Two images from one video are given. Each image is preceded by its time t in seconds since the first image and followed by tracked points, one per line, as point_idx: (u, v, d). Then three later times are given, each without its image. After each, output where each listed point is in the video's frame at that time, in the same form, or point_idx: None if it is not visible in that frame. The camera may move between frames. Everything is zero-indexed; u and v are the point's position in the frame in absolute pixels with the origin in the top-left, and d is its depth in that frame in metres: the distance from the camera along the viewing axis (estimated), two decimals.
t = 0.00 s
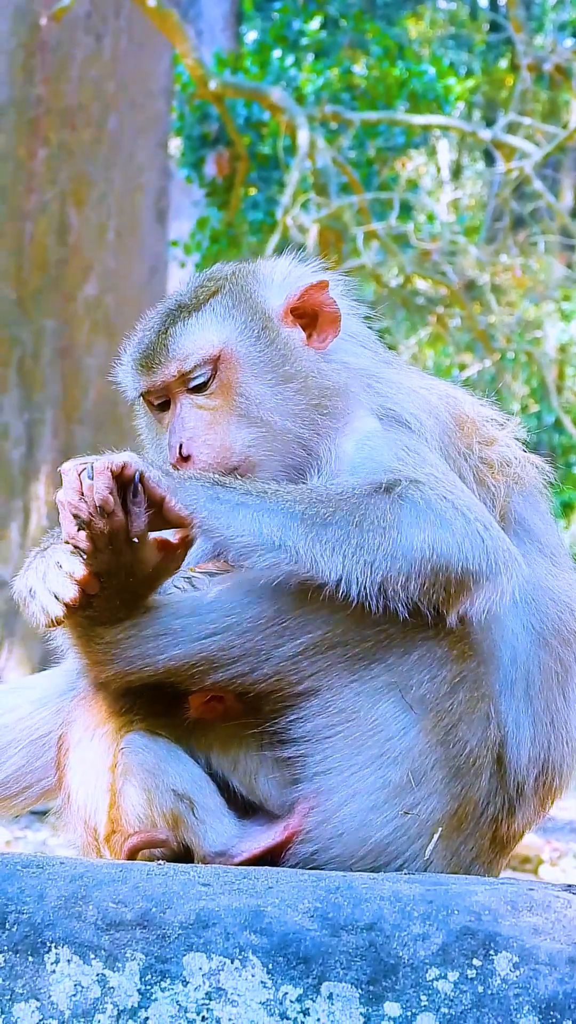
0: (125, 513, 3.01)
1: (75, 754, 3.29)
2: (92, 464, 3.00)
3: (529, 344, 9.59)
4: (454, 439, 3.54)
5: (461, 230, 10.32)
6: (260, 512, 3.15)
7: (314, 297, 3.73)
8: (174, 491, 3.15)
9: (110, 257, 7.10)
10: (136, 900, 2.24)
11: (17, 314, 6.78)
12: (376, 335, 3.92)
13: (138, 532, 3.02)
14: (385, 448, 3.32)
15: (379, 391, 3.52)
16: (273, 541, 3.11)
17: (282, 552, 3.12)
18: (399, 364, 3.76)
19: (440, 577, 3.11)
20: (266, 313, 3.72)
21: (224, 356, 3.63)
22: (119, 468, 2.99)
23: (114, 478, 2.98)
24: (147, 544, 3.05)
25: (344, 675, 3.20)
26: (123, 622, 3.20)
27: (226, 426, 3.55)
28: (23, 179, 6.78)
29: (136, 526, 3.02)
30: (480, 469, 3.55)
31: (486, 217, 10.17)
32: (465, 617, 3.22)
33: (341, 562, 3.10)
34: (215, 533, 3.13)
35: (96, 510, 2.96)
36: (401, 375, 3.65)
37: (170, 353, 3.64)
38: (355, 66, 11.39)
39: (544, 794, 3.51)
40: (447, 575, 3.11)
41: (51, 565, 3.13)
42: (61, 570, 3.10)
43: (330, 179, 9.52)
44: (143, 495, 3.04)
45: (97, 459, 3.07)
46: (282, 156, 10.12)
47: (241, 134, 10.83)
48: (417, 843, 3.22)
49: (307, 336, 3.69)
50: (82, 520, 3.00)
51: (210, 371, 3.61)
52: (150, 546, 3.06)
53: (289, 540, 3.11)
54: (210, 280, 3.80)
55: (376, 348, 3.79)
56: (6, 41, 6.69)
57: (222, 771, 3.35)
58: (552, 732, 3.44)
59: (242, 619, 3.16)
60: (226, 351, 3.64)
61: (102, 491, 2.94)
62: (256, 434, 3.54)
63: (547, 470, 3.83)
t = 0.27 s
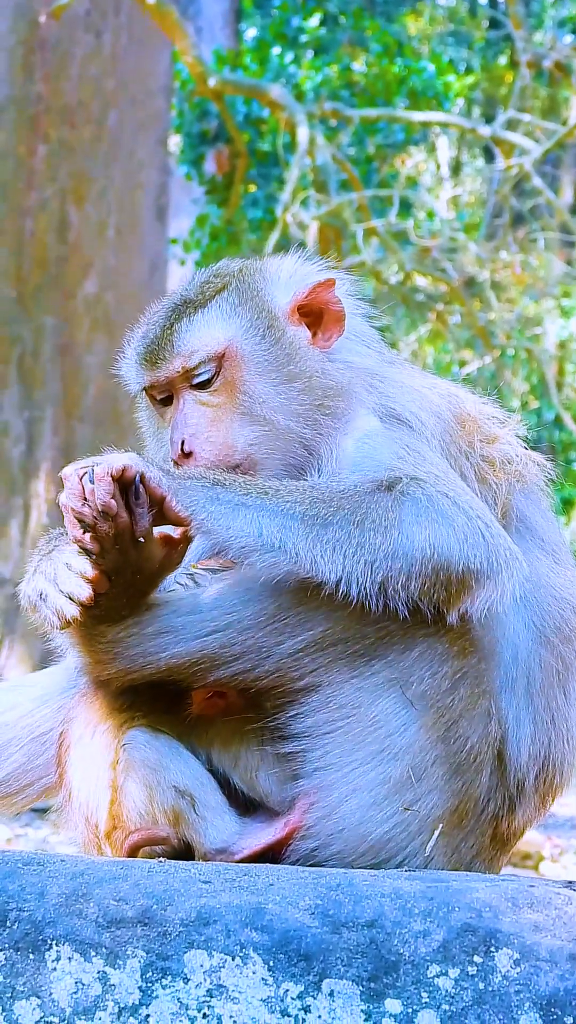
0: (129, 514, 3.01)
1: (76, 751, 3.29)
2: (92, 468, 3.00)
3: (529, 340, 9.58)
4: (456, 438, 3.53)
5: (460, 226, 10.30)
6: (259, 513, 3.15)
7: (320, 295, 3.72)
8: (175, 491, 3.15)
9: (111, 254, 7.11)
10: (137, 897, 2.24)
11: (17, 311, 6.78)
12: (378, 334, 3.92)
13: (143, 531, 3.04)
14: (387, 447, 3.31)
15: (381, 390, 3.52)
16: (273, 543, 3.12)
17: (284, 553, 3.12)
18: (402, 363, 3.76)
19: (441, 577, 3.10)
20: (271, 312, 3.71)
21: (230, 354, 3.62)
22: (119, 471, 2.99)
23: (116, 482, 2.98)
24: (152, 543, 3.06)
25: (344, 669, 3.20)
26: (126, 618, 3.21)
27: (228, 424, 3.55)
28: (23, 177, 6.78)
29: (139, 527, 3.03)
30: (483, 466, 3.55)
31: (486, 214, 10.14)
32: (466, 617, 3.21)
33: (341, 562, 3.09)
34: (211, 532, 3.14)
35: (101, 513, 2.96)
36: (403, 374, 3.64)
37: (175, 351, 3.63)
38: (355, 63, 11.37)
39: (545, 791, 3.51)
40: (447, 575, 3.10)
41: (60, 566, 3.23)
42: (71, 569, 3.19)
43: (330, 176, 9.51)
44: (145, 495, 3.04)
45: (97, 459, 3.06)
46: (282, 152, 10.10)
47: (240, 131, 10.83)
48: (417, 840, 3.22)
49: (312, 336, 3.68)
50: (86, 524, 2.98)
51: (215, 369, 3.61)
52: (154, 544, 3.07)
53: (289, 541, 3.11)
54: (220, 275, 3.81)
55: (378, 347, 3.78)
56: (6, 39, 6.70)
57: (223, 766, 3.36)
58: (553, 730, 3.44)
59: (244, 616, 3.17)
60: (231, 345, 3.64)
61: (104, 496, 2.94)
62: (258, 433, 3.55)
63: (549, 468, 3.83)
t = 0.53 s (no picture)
0: (127, 514, 3.01)
1: (76, 749, 3.29)
2: (92, 467, 2.99)
3: (529, 338, 9.59)
4: (454, 437, 3.52)
5: (460, 224, 10.31)
6: (262, 511, 3.14)
7: (317, 296, 3.72)
8: (179, 492, 3.12)
9: (111, 252, 7.10)
10: (136, 895, 2.24)
11: (17, 309, 6.77)
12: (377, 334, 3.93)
13: (141, 533, 3.04)
14: (388, 447, 3.31)
15: (380, 390, 3.52)
16: (278, 542, 3.11)
17: (290, 552, 3.12)
18: (400, 363, 3.76)
19: (447, 577, 3.10)
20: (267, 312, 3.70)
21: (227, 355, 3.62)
22: (118, 471, 2.98)
23: (114, 482, 2.97)
24: (149, 543, 3.06)
25: (343, 668, 3.20)
26: (125, 618, 3.21)
27: (226, 425, 3.55)
28: (23, 175, 6.74)
29: (138, 528, 3.03)
30: (479, 465, 3.55)
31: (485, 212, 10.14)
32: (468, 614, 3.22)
33: (347, 561, 3.09)
34: (217, 530, 3.13)
35: (98, 513, 2.96)
36: (401, 374, 3.64)
37: (171, 352, 3.62)
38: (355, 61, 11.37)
39: (544, 790, 3.51)
40: (452, 574, 3.10)
41: (59, 564, 3.26)
42: (69, 568, 3.21)
43: (330, 174, 9.49)
44: (144, 496, 3.04)
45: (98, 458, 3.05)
46: (282, 150, 10.10)
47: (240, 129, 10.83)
48: (416, 838, 3.22)
49: (308, 336, 3.68)
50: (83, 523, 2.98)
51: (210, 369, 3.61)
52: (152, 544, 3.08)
53: (295, 540, 3.11)
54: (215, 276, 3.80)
55: (376, 348, 3.78)
56: (6, 37, 6.65)
57: (222, 765, 3.35)
58: (553, 728, 3.44)
59: (242, 616, 3.16)
60: (226, 349, 3.64)
61: (102, 496, 2.93)
62: (256, 432, 3.55)
63: (547, 466, 3.83)
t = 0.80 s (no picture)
0: (124, 515, 3.01)
1: (76, 748, 3.28)
2: (87, 470, 2.99)
3: (529, 337, 9.58)
4: (456, 436, 3.51)
5: (460, 223, 10.30)
6: (258, 510, 3.13)
7: (317, 293, 3.71)
8: (169, 486, 3.12)
9: (111, 251, 7.10)
10: (136, 895, 2.24)
11: (17, 307, 6.77)
12: (377, 330, 3.92)
13: (139, 532, 3.03)
14: (386, 446, 3.31)
15: (381, 389, 3.51)
16: (272, 539, 3.10)
17: (282, 551, 3.11)
18: (401, 361, 3.75)
19: (438, 576, 3.09)
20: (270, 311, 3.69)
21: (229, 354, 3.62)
22: (113, 471, 2.98)
23: (110, 483, 2.97)
24: (147, 544, 3.05)
25: (343, 668, 3.20)
26: (125, 619, 3.20)
27: (226, 425, 3.54)
28: (22, 173, 6.73)
29: (135, 529, 3.03)
30: (483, 463, 3.54)
31: (485, 210, 10.12)
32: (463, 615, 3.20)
33: (339, 560, 3.08)
34: (212, 530, 3.11)
35: (96, 515, 2.95)
36: (401, 373, 3.64)
37: (173, 352, 3.62)
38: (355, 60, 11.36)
39: (545, 788, 3.51)
40: (444, 574, 3.09)
41: (57, 569, 3.26)
42: (66, 572, 3.22)
43: (330, 173, 9.48)
44: (139, 496, 3.04)
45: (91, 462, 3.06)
46: (282, 148, 10.09)
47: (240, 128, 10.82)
48: (417, 837, 3.22)
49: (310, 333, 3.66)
50: (81, 526, 2.97)
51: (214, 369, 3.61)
52: (150, 544, 3.07)
53: (286, 538, 3.10)
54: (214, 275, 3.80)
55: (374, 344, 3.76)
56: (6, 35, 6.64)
57: (222, 764, 3.34)
58: (554, 727, 3.44)
59: (242, 617, 3.16)
60: (229, 344, 3.64)
61: (99, 497, 2.94)
62: (257, 431, 3.54)
63: (549, 465, 3.82)
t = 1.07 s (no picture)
0: (121, 523, 3.00)
1: (75, 746, 3.30)
2: (83, 477, 2.97)
3: (529, 335, 9.59)
4: (454, 437, 3.51)
5: (460, 221, 10.29)
6: (256, 516, 3.11)
7: (315, 291, 3.71)
8: (169, 494, 3.10)
9: (111, 248, 7.09)
10: (136, 893, 2.24)
11: (17, 305, 6.76)
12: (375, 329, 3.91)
13: (135, 539, 3.03)
14: (385, 447, 3.29)
15: (380, 388, 3.51)
16: (271, 547, 3.08)
17: (283, 559, 3.10)
18: (400, 361, 3.75)
19: (440, 581, 3.09)
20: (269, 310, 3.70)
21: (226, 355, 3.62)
22: (110, 481, 2.96)
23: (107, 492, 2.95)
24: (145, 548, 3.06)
25: (343, 668, 3.20)
26: (122, 621, 3.21)
27: (225, 425, 3.54)
28: (22, 171, 6.73)
29: (132, 536, 3.02)
30: (481, 462, 3.53)
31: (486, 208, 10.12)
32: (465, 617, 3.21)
33: (341, 567, 3.07)
34: (211, 537, 3.10)
35: (92, 525, 2.95)
36: (400, 373, 3.64)
37: (170, 352, 3.62)
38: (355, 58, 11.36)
39: (544, 786, 3.51)
40: (446, 578, 3.09)
41: (53, 569, 3.31)
42: (63, 573, 3.25)
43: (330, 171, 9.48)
44: (137, 503, 3.02)
45: (90, 466, 3.03)
46: (282, 147, 10.09)
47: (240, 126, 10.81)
48: (416, 835, 3.22)
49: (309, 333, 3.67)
50: (77, 533, 2.98)
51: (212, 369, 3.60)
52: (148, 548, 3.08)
53: (288, 548, 3.08)
54: (215, 275, 3.81)
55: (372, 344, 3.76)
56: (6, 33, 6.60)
57: (221, 763, 3.34)
58: (553, 726, 3.44)
59: (241, 617, 3.17)
60: (226, 346, 3.63)
61: (94, 508, 2.92)
62: (256, 431, 3.54)
63: (547, 463, 3.82)
